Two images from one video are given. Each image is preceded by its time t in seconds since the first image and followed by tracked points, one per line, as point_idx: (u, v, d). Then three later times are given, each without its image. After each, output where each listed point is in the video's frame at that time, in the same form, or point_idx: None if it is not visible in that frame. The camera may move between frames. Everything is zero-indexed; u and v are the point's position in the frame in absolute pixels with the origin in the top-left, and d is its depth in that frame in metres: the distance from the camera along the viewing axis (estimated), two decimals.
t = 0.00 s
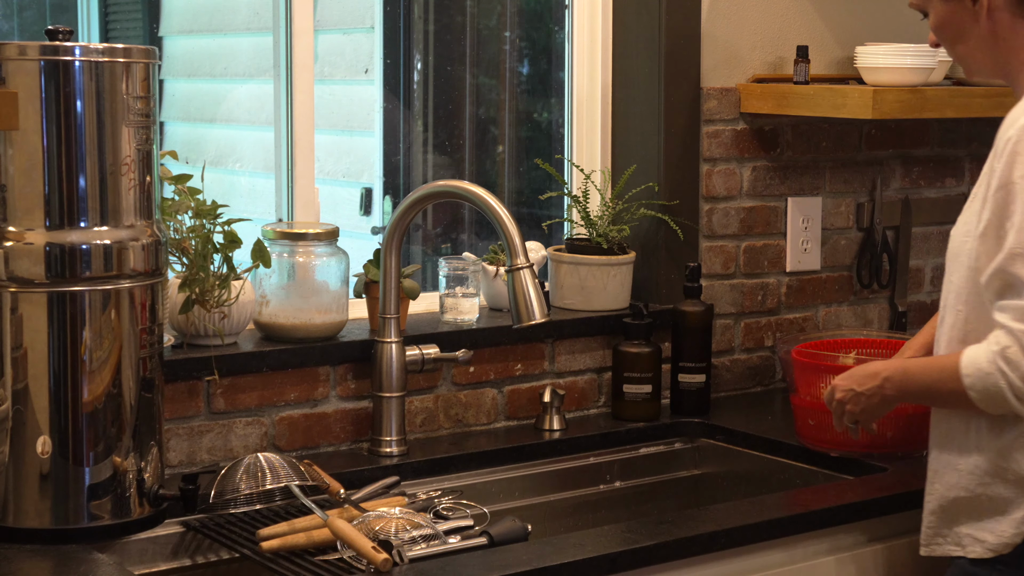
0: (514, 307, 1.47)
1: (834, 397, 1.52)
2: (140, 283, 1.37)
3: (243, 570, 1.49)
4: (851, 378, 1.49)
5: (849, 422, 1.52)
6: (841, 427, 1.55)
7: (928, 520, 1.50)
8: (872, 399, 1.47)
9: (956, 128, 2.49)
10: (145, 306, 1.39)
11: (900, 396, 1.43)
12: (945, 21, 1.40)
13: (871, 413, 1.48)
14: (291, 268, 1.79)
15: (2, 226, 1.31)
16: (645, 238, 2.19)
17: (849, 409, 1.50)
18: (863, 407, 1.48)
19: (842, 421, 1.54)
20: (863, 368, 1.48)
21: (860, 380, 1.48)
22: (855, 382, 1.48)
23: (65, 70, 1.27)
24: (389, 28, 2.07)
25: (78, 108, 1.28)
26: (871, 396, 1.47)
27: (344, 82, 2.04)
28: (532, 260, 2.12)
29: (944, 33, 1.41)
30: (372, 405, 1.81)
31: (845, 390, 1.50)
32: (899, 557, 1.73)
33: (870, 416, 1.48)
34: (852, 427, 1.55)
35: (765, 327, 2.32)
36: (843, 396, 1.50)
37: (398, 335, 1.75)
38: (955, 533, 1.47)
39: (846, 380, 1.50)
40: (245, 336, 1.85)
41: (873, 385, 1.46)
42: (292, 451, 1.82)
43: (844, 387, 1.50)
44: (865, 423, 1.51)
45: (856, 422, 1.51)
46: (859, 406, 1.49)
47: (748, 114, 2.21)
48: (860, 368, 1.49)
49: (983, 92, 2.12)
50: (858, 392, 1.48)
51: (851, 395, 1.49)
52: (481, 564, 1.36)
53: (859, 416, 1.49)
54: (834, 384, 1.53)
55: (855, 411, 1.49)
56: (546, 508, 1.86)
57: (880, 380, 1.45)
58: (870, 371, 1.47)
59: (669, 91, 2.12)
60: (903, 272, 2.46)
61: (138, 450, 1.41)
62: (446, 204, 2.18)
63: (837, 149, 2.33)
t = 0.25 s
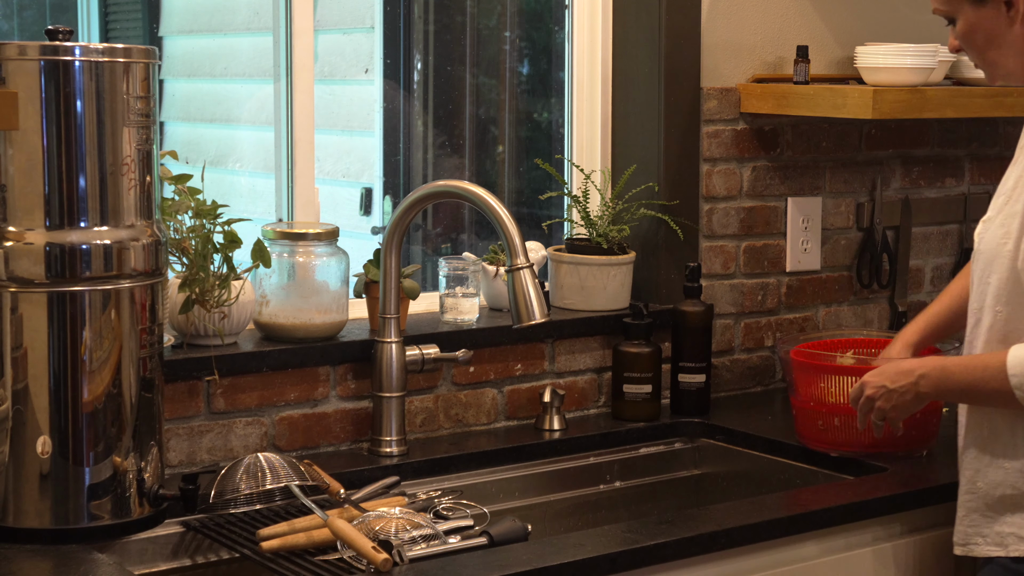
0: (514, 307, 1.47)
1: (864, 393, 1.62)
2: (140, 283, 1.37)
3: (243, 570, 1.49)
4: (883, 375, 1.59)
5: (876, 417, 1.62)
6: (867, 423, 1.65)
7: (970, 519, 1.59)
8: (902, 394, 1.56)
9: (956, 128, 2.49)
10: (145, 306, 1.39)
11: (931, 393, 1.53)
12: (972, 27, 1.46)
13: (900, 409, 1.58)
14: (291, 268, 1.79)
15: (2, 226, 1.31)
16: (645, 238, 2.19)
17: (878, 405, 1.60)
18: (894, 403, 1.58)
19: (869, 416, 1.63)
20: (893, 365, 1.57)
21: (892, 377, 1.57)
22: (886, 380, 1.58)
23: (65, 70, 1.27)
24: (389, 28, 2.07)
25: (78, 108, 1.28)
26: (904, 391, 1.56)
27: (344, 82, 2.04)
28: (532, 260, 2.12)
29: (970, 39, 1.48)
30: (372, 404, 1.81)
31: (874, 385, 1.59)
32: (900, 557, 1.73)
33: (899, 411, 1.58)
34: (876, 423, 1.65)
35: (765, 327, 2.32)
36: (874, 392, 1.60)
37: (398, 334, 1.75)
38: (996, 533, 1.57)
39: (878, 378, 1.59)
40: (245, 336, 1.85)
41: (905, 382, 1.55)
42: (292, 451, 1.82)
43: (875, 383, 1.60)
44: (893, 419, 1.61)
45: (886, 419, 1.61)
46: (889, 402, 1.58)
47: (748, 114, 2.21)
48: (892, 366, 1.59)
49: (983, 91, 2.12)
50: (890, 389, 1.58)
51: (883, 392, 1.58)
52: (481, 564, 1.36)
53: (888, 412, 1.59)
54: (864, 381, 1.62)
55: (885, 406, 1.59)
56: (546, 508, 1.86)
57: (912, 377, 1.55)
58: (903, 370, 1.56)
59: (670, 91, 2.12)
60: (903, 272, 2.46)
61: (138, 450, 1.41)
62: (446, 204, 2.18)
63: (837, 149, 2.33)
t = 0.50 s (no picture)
0: (514, 308, 1.47)
1: (874, 378, 1.63)
2: (140, 283, 1.37)
3: (243, 570, 1.49)
4: (894, 362, 1.59)
5: (885, 403, 1.63)
6: (877, 408, 1.66)
7: (994, 515, 1.59)
8: (911, 381, 1.57)
9: (957, 128, 2.49)
10: (145, 306, 1.39)
11: (941, 383, 1.54)
12: (994, 25, 1.50)
13: (910, 397, 1.59)
14: (291, 268, 1.79)
15: (2, 226, 1.31)
16: (645, 238, 2.19)
17: (888, 391, 1.61)
18: (903, 390, 1.59)
19: (878, 401, 1.64)
20: (905, 353, 1.58)
21: (903, 365, 1.58)
22: (897, 367, 1.59)
23: (65, 70, 1.27)
24: (390, 28, 2.07)
25: (78, 108, 1.28)
26: (913, 380, 1.57)
27: (344, 82, 2.04)
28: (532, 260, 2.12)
29: (991, 37, 1.52)
30: (372, 404, 1.81)
31: (885, 370, 1.60)
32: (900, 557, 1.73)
33: (908, 397, 1.59)
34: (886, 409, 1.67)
35: (765, 327, 2.32)
36: (883, 377, 1.61)
37: (397, 335, 1.75)
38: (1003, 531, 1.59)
39: (888, 364, 1.60)
40: (245, 336, 1.85)
41: (916, 370, 1.56)
42: (292, 451, 1.82)
43: (886, 369, 1.60)
44: (902, 406, 1.62)
45: (894, 404, 1.62)
46: (899, 389, 1.60)
47: (748, 114, 2.21)
48: (903, 353, 1.59)
49: (983, 92, 2.12)
50: (899, 377, 1.59)
51: (893, 378, 1.59)
52: (481, 563, 1.36)
53: (898, 398, 1.60)
54: (875, 366, 1.63)
55: (894, 392, 1.60)
56: (546, 508, 1.86)
57: (922, 365, 1.56)
58: (914, 357, 1.57)
59: (670, 91, 2.12)
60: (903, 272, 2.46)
61: (138, 450, 1.41)
62: (446, 204, 2.18)
63: (837, 149, 2.33)
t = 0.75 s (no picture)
0: (514, 307, 1.47)
1: (882, 374, 1.62)
2: (140, 283, 1.37)
3: (243, 570, 1.49)
4: (904, 358, 1.59)
5: (892, 400, 1.62)
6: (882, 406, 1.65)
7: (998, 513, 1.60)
8: (921, 378, 1.57)
9: (957, 129, 2.49)
10: (144, 306, 1.39)
11: (952, 379, 1.54)
12: (999, 24, 1.51)
13: (918, 394, 1.58)
14: (290, 268, 1.79)
15: (2, 226, 1.31)
16: (645, 238, 2.19)
17: (896, 387, 1.60)
18: (912, 387, 1.58)
19: (885, 398, 1.63)
20: (915, 350, 1.58)
21: (913, 361, 1.58)
22: (907, 363, 1.58)
23: (65, 70, 1.27)
24: (390, 28, 2.07)
25: (78, 108, 1.28)
26: (923, 376, 1.57)
27: (344, 82, 2.04)
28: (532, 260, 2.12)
29: (995, 36, 1.52)
30: (372, 404, 1.81)
31: (894, 367, 1.60)
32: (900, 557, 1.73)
33: (915, 394, 1.59)
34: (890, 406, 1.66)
35: (765, 327, 2.32)
36: (892, 374, 1.60)
37: (397, 335, 1.75)
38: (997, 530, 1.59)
39: (898, 360, 1.60)
40: (245, 336, 1.85)
41: (927, 367, 1.56)
42: (292, 451, 1.82)
43: (895, 365, 1.60)
44: (908, 404, 1.61)
45: (899, 402, 1.62)
46: (907, 385, 1.59)
47: (748, 114, 2.21)
48: (913, 350, 1.59)
49: (983, 92, 2.12)
50: (909, 373, 1.58)
51: (902, 374, 1.59)
52: (481, 563, 1.36)
53: (905, 395, 1.60)
54: (882, 363, 1.62)
55: (901, 388, 1.60)
56: (546, 508, 1.86)
57: (933, 362, 1.55)
58: (925, 354, 1.57)
59: (669, 91, 2.12)
60: (903, 272, 2.46)
61: (138, 450, 1.41)
62: (446, 204, 2.18)
63: (837, 149, 2.33)
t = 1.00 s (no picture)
0: (514, 308, 1.47)
1: (894, 395, 1.62)
2: (140, 283, 1.37)
3: (243, 570, 1.49)
4: (915, 377, 1.59)
5: (907, 419, 1.63)
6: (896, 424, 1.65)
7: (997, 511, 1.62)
8: (935, 396, 1.57)
9: (956, 129, 2.49)
10: (144, 306, 1.39)
11: (966, 395, 1.54)
12: (997, 23, 1.51)
13: (933, 411, 1.59)
14: (291, 268, 1.79)
15: (2, 226, 1.31)
16: (645, 238, 2.19)
17: (910, 407, 1.61)
18: (927, 405, 1.59)
19: (899, 418, 1.64)
20: (925, 367, 1.58)
21: (925, 378, 1.58)
22: (918, 381, 1.59)
23: (65, 70, 1.27)
24: (389, 28, 2.07)
25: (78, 108, 1.28)
26: (937, 393, 1.57)
27: (344, 82, 2.04)
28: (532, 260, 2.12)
29: (994, 33, 1.52)
30: (372, 404, 1.81)
31: (907, 387, 1.60)
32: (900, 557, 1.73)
33: (930, 412, 1.59)
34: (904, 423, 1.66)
35: (765, 327, 2.32)
36: (905, 394, 1.60)
37: (397, 335, 1.75)
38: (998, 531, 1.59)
39: (909, 379, 1.60)
40: (245, 336, 1.85)
41: (940, 384, 1.56)
42: (292, 451, 1.82)
43: (907, 385, 1.60)
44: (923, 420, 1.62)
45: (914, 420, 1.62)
46: (921, 404, 1.59)
47: (748, 114, 2.21)
48: (922, 366, 1.59)
49: (983, 92, 2.12)
50: (922, 391, 1.59)
51: (916, 394, 1.59)
52: (481, 564, 1.36)
53: (919, 413, 1.60)
54: (893, 383, 1.62)
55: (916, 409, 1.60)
56: (546, 508, 1.86)
57: (945, 378, 1.56)
58: (936, 370, 1.57)
59: (669, 91, 2.12)
60: (903, 273, 2.46)
61: (138, 450, 1.41)
62: (446, 204, 2.18)
63: (838, 149, 2.33)
